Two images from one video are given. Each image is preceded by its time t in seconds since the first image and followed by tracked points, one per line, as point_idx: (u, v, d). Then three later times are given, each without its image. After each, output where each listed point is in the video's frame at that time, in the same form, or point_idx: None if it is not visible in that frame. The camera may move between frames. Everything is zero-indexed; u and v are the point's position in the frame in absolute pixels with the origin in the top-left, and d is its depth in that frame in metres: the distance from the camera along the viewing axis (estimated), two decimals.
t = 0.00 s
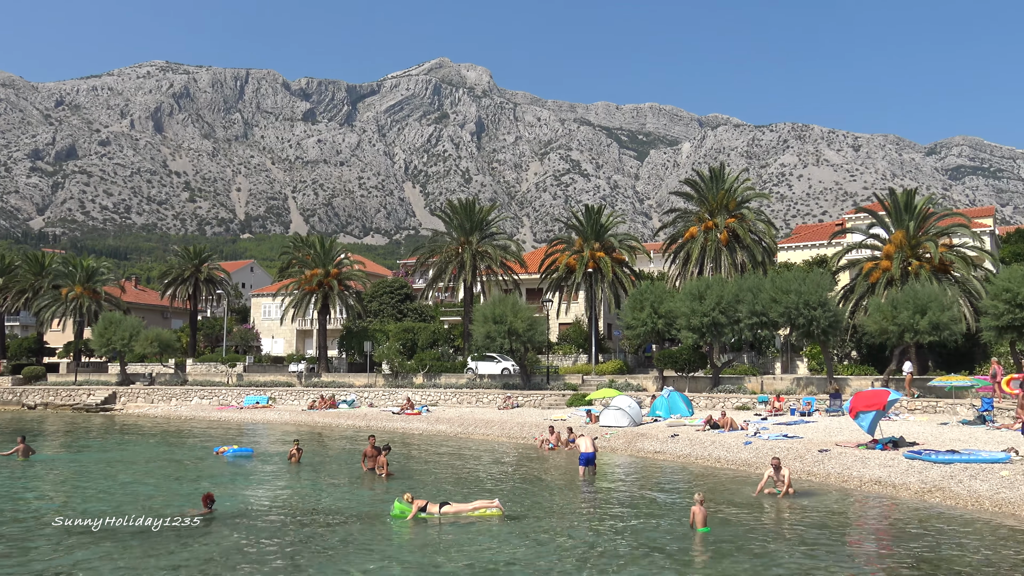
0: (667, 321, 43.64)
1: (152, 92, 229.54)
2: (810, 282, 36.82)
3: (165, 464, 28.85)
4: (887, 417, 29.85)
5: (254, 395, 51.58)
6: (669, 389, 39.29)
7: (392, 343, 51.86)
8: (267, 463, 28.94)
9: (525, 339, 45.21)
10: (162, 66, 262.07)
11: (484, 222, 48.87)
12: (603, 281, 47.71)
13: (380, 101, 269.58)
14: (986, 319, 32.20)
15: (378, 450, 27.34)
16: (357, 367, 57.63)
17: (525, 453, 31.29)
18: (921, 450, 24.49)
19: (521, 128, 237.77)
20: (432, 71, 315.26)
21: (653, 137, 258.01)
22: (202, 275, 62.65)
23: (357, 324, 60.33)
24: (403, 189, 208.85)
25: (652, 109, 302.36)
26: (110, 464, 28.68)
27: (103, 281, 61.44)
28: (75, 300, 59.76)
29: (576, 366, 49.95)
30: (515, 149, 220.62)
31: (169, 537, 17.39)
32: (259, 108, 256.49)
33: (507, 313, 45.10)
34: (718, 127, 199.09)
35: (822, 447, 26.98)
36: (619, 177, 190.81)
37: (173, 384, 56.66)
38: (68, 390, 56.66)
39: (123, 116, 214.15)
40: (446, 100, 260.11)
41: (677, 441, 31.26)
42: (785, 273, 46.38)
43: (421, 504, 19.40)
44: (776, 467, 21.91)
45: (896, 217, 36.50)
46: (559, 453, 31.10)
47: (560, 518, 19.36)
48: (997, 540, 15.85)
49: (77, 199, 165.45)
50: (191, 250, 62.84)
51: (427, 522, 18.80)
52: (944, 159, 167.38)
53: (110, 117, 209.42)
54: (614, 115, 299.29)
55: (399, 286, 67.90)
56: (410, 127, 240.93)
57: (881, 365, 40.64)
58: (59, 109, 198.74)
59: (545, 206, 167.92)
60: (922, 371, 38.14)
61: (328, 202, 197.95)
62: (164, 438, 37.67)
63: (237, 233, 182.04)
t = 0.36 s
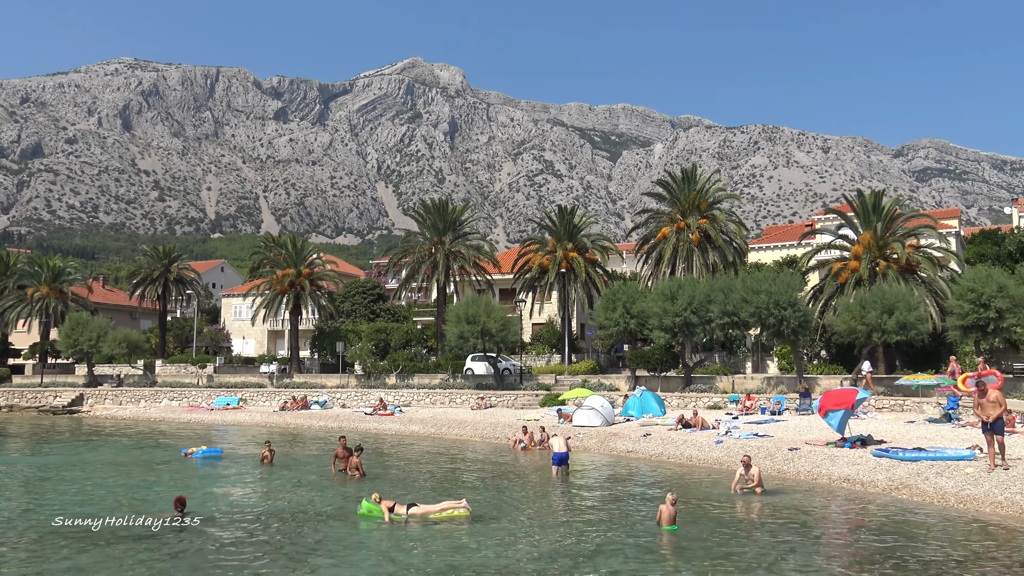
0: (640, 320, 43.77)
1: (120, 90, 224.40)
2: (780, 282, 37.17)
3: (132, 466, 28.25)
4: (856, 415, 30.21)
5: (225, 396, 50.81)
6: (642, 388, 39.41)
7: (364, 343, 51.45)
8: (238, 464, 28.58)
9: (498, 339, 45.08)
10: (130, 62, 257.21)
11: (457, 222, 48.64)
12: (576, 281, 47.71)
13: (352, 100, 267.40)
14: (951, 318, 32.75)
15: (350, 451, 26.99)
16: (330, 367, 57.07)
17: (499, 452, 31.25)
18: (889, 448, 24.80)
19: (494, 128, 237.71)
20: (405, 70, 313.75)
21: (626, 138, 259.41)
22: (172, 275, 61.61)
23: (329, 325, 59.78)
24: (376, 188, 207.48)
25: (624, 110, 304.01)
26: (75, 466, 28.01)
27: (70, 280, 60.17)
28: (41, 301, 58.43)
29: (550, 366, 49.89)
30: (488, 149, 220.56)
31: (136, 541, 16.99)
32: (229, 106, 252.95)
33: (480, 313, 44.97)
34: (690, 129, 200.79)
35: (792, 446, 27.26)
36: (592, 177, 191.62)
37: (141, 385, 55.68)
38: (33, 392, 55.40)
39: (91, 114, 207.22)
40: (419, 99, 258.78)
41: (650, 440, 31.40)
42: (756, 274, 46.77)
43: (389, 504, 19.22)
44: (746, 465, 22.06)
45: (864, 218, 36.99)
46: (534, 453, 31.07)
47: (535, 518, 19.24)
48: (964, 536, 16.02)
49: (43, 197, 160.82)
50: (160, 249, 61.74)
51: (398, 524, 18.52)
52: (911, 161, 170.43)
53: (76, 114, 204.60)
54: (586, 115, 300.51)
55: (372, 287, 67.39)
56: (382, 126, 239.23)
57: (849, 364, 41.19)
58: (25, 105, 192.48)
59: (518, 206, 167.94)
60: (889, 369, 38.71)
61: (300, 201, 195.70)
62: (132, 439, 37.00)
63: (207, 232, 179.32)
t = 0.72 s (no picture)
0: (615, 321, 43.90)
1: (92, 86, 216.48)
2: (753, 284, 37.50)
3: (101, 466, 27.69)
4: (827, 416, 30.56)
5: (197, 396, 49.98)
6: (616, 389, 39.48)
7: (339, 343, 51.00)
8: (210, 465, 28.14)
9: (473, 339, 44.95)
10: (101, 57, 252.56)
11: (433, 222, 48.39)
12: (552, 281, 47.70)
13: (328, 98, 265.19)
14: (920, 321, 33.35)
15: (323, 450, 26.67)
16: (304, 367, 56.50)
17: (474, 452, 31.13)
18: (859, 448, 25.12)
19: (471, 128, 237.55)
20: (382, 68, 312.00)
21: (602, 139, 260.50)
22: (144, 272, 60.55)
23: (303, 324, 59.18)
24: (351, 187, 206.08)
25: (601, 112, 305.08)
26: (41, 467, 27.35)
27: (39, 278, 58.87)
28: (8, 298, 57.09)
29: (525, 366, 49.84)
30: (465, 149, 220.26)
31: (101, 543, 16.57)
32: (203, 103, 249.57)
33: (456, 313, 44.79)
34: (665, 131, 202.25)
35: (764, 446, 27.46)
36: (568, 178, 192.22)
37: (111, 384, 54.63)
38: None
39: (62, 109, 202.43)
40: (395, 98, 257.34)
41: (624, 440, 31.48)
42: (729, 275, 47.14)
43: (357, 502, 19.11)
44: (719, 464, 22.15)
45: (836, 221, 37.50)
46: (509, 453, 30.99)
47: (507, 518, 19.16)
48: (933, 535, 16.21)
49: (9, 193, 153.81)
50: (131, 246, 60.64)
51: (366, 523, 18.37)
52: (882, 165, 172.94)
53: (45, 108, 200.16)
54: (563, 116, 301.32)
55: (347, 286, 66.86)
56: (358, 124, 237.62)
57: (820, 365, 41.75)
58: None
59: (494, 206, 167.84)
60: (860, 371, 39.33)
61: (275, 199, 193.32)
62: (101, 439, 36.30)
63: (180, 230, 176.69)
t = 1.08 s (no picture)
0: (591, 322, 44.04)
1: (64, 80, 212.09)
2: (728, 286, 37.83)
3: (69, 467, 27.04)
4: (800, 418, 30.91)
5: (170, 395, 49.15)
6: (592, 390, 39.58)
7: (315, 343, 50.50)
8: (182, 465, 27.63)
9: (450, 339, 44.72)
10: (74, 51, 247.47)
11: (410, 222, 48.12)
12: (528, 282, 47.66)
13: (304, 96, 262.92)
14: (892, 324, 33.84)
15: (300, 451, 26.38)
16: (279, 367, 55.92)
17: (449, 453, 31.00)
18: (831, 449, 25.42)
19: (448, 129, 237.19)
20: (359, 67, 309.97)
21: (580, 141, 261.48)
22: (116, 270, 59.49)
23: (279, 323, 58.60)
24: (328, 186, 204.64)
25: (579, 113, 305.67)
26: (8, 468, 26.67)
27: (7, 275, 57.52)
28: None
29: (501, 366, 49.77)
30: (442, 149, 219.89)
31: (72, 544, 16.24)
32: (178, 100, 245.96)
33: (432, 314, 44.60)
34: (642, 133, 203.51)
35: (738, 447, 27.65)
36: (546, 180, 192.64)
37: (82, 384, 53.60)
38: None
39: (32, 105, 196.48)
40: (373, 97, 255.82)
41: (599, 441, 31.55)
42: (705, 278, 47.44)
43: (328, 502, 18.97)
44: (693, 464, 22.27)
45: (810, 224, 37.93)
46: (484, 454, 30.88)
47: (478, 518, 19.13)
48: (903, 535, 16.41)
49: None
50: (104, 244, 59.50)
51: (335, 523, 18.25)
52: (856, 170, 175.15)
53: (15, 102, 195.63)
54: (541, 117, 301.82)
55: (322, 286, 66.31)
56: (334, 123, 235.57)
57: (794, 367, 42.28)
58: None
59: (471, 206, 167.73)
60: (833, 373, 39.90)
61: (250, 198, 191.12)
62: (69, 439, 35.57)
63: (153, 228, 174.04)
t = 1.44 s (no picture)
0: (568, 322, 44.06)
1: (36, 75, 207.74)
2: (704, 287, 38.04)
3: (36, 468, 26.43)
4: (775, 418, 31.19)
5: (142, 395, 48.35)
6: (569, 390, 39.60)
7: (290, 342, 49.96)
8: (154, 466, 27.16)
9: (427, 339, 44.47)
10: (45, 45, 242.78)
11: (387, 221, 47.81)
12: (505, 282, 47.56)
13: (281, 94, 260.44)
14: (865, 325, 34.22)
15: (275, 451, 25.99)
16: (253, 366, 55.28)
17: (424, 453, 30.85)
18: (804, 449, 25.66)
19: (426, 128, 236.40)
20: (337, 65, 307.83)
21: (558, 141, 262.10)
22: (89, 268, 58.43)
23: (254, 322, 57.93)
24: (304, 185, 203.04)
25: (556, 113, 306.31)
26: None
27: None
28: None
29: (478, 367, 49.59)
30: (420, 149, 219.02)
31: (48, 545, 15.94)
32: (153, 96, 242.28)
33: (409, 313, 44.37)
34: (620, 135, 204.46)
35: (713, 447, 27.81)
36: (524, 180, 192.84)
37: (53, 383, 52.56)
38: None
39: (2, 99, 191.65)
40: (350, 96, 254.04)
41: (575, 441, 31.59)
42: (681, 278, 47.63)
43: (300, 504, 18.76)
44: (669, 462, 22.47)
45: (785, 226, 38.26)
46: (460, 454, 30.76)
47: (453, 518, 19.01)
48: (875, 534, 16.57)
49: None
50: (76, 242, 58.43)
51: (306, 523, 18.06)
52: (830, 172, 177.37)
53: None
54: (519, 117, 301.97)
55: (298, 285, 65.72)
56: (311, 121, 233.55)
57: (768, 367, 42.65)
58: None
59: (449, 206, 167.41)
60: (807, 373, 40.32)
61: (225, 196, 188.88)
62: (37, 440, 34.83)
63: (126, 226, 171.33)
